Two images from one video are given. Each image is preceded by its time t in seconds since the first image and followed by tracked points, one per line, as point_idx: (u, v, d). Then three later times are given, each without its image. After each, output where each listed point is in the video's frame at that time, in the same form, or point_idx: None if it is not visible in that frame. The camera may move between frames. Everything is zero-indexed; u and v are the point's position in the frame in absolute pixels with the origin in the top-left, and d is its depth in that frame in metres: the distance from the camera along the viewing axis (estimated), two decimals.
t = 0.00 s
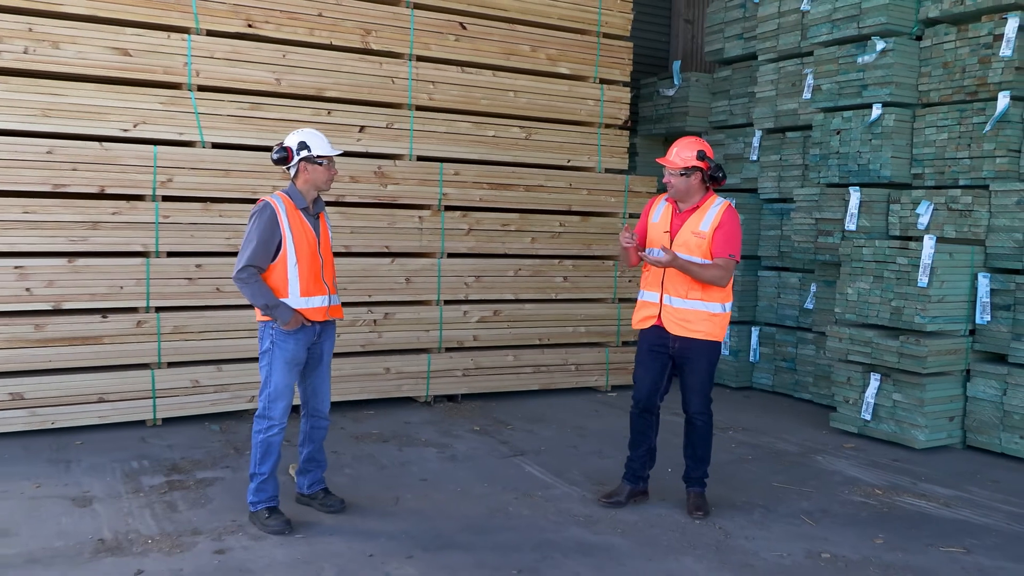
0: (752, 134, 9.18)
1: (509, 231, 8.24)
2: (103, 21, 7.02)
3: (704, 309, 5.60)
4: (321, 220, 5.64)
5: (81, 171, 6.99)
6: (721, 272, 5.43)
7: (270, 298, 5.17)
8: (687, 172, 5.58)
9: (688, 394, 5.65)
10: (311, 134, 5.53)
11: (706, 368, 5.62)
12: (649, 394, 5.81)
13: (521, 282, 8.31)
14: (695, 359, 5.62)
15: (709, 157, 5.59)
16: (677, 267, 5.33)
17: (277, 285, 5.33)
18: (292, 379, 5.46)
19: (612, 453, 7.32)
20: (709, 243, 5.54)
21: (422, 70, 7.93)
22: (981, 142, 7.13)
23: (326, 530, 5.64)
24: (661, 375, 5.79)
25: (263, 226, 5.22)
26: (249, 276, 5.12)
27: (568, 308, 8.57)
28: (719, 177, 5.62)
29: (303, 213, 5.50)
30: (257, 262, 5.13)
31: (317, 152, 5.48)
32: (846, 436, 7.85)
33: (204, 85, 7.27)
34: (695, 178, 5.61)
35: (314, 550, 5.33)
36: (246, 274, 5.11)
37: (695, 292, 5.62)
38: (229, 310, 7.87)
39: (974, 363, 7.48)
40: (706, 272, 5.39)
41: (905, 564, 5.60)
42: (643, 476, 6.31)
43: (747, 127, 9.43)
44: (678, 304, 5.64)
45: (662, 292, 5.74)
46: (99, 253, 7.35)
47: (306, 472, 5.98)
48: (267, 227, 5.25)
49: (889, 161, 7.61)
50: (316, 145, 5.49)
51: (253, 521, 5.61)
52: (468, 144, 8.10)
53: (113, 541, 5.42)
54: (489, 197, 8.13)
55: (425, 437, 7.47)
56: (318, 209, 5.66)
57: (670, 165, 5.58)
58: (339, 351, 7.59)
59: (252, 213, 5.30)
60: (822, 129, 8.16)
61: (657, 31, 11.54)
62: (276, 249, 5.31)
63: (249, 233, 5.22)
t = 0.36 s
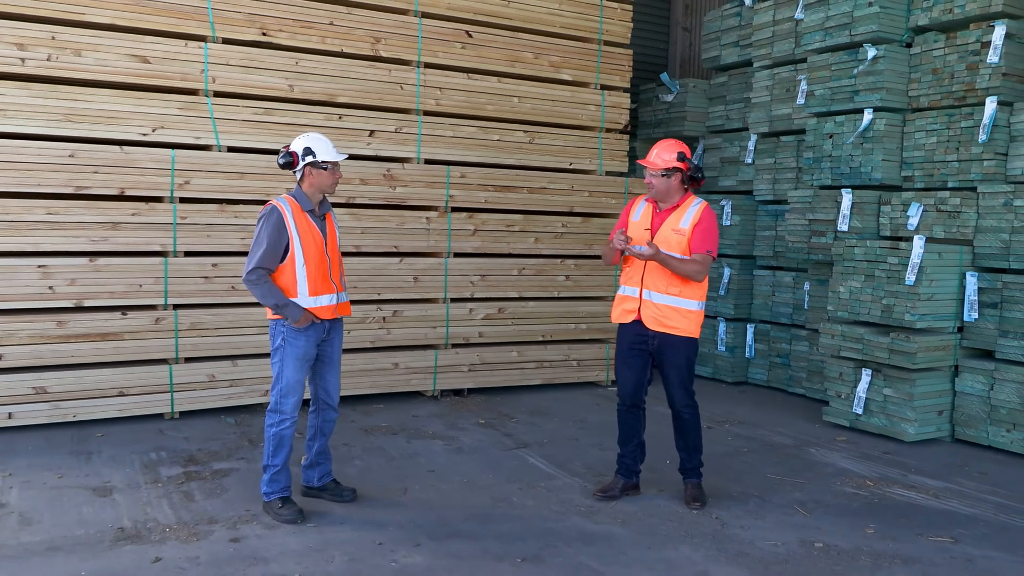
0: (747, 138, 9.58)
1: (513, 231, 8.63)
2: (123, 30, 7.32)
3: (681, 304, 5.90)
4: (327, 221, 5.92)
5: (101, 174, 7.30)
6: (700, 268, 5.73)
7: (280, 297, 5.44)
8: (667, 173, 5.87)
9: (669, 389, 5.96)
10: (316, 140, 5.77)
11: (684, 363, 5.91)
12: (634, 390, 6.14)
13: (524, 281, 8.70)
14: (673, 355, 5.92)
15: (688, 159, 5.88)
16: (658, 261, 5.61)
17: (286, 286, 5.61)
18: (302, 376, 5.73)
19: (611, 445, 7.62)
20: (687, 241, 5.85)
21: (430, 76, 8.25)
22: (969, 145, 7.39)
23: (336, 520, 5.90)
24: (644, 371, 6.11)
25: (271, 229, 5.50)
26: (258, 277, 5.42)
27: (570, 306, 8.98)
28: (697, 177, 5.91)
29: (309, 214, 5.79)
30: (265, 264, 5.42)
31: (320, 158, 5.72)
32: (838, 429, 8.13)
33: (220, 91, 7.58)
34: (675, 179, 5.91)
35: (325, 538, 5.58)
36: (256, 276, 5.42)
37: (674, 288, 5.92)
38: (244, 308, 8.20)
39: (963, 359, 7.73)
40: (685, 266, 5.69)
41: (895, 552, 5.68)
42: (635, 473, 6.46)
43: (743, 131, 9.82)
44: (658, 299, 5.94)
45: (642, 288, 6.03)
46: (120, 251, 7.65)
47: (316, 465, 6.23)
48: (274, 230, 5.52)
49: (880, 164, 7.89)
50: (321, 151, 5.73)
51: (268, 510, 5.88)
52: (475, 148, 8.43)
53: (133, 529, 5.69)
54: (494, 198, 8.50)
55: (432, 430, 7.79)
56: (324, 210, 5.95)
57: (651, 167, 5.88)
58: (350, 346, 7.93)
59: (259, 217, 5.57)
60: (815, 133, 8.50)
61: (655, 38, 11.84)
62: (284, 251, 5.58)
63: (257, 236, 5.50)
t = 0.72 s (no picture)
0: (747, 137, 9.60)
1: (513, 231, 8.67)
2: (125, 30, 7.34)
3: (672, 300, 5.93)
4: (325, 220, 5.93)
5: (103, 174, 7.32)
6: (688, 259, 5.79)
7: (280, 297, 5.47)
8: (644, 172, 5.88)
9: (663, 386, 5.99)
10: (312, 140, 5.75)
11: (678, 359, 5.96)
12: (629, 388, 6.15)
13: (524, 281, 8.75)
14: (668, 351, 5.96)
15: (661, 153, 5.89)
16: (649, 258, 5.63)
17: (287, 286, 5.63)
18: (304, 375, 5.75)
19: (611, 443, 7.64)
20: (671, 235, 5.88)
21: (430, 76, 8.28)
22: (968, 145, 7.41)
23: (337, 519, 5.92)
24: (638, 368, 6.13)
25: (269, 229, 5.51)
26: (258, 278, 5.44)
27: (570, 306, 9.03)
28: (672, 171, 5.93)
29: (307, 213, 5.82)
30: (264, 264, 5.44)
31: (316, 158, 5.72)
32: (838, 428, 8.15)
33: (221, 91, 7.60)
34: (652, 176, 5.92)
35: (326, 537, 5.60)
36: (256, 276, 5.44)
37: (664, 284, 5.93)
38: (245, 307, 8.23)
39: (962, 358, 7.74)
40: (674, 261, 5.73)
41: (895, 551, 5.70)
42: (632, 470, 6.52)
43: (742, 131, 9.85)
44: (649, 297, 5.95)
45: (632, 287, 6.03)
46: (121, 251, 7.66)
47: (317, 464, 6.25)
48: (272, 230, 5.54)
49: (880, 164, 7.91)
50: (317, 151, 5.73)
51: (269, 509, 5.90)
52: (475, 148, 8.47)
53: (134, 528, 5.71)
54: (494, 198, 8.56)
55: (432, 428, 7.81)
56: (323, 209, 5.97)
57: (626, 168, 5.88)
58: (350, 345, 7.97)
59: (257, 218, 5.59)
60: (814, 133, 8.52)
61: (654, 38, 11.86)
62: (283, 250, 5.59)
63: (254, 237, 5.52)
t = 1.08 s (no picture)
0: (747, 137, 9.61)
1: (513, 231, 8.68)
2: (125, 30, 7.34)
3: (678, 299, 5.92)
4: (325, 219, 5.93)
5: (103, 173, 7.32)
6: (691, 258, 5.79)
7: (279, 296, 5.47)
8: (646, 174, 5.86)
9: (668, 385, 5.98)
10: (311, 140, 5.75)
11: (683, 359, 5.93)
12: (633, 388, 6.17)
13: (524, 281, 8.76)
14: (673, 351, 5.93)
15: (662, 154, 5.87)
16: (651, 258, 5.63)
17: (285, 286, 5.64)
18: (303, 375, 5.74)
19: (611, 443, 7.64)
20: (675, 235, 5.88)
21: (430, 76, 8.29)
22: (967, 144, 7.41)
23: (337, 518, 5.92)
24: (643, 367, 6.12)
25: (267, 229, 5.51)
26: (256, 277, 5.44)
27: (569, 305, 9.03)
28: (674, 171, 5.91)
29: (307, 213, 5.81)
30: (262, 264, 5.44)
31: (315, 159, 5.71)
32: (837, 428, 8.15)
33: (221, 91, 7.60)
34: (655, 177, 5.90)
35: (326, 537, 5.60)
36: (254, 276, 5.44)
37: (670, 284, 5.92)
38: (245, 306, 8.23)
39: (962, 357, 7.73)
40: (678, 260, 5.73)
41: (895, 551, 5.70)
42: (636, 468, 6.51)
43: (742, 131, 9.85)
44: (655, 298, 5.94)
45: (638, 289, 6.02)
46: (120, 251, 7.66)
47: (316, 464, 6.24)
48: (270, 230, 5.54)
49: (879, 164, 7.92)
50: (317, 152, 5.73)
51: (269, 509, 5.89)
52: (475, 148, 8.47)
53: (133, 528, 5.70)
54: (494, 198, 8.56)
55: (432, 428, 7.80)
56: (322, 209, 5.97)
57: (627, 170, 5.85)
58: (350, 344, 7.97)
59: (255, 217, 5.59)
60: (814, 133, 8.52)
61: (654, 38, 11.87)
62: (281, 250, 5.59)
63: (253, 237, 5.51)
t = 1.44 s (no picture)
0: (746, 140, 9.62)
1: (512, 234, 8.69)
2: (124, 32, 7.34)
3: (685, 304, 5.92)
4: (325, 222, 5.92)
5: (102, 176, 7.32)
6: (700, 263, 5.79)
7: (278, 299, 5.46)
8: (656, 178, 5.87)
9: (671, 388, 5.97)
10: (311, 143, 5.74)
11: (687, 361, 5.92)
12: (636, 391, 6.15)
13: (524, 284, 8.76)
14: (676, 354, 5.93)
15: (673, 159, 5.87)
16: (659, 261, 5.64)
17: (284, 288, 5.62)
18: (303, 378, 5.74)
19: (610, 446, 7.64)
20: (684, 240, 5.88)
21: (430, 79, 8.30)
22: (967, 147, 7.42)
23: (337, 521, 5.91)
24: (646, 370, 6.11)
25: (266, 231, 5.51)
26: (256, 279, 5.45)
27: (569, 308, 9.04)
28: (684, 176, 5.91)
29: (307, 216, 5.80)
30: (261, 265, 5.44)
31: (315, 161, 5.71)
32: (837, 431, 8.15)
33: (221, 93, 7.61)
34: (664, 183, 5.91)
35: (325, 540, 5.59)
36: (252, 278, 5.44)
37: (678, 288, 5.92)
38: (245, 309, 8.23)
39: (962, 360, 7.73)
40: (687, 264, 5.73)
41: (895, 554, 5.69)
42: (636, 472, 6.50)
43: (742, 133, 9.86)
44: (662, 302, 5.94)
45: (644, 292, 6.02)
46: (120, 253, 7.66)
47: (316, 467, 6.23)
48: (269, 232, 5.54)
49: (878, 166, 7.92)
50: (316, 154, 5.72)
51: (268, 511, 5.89)
52: (475, 151, 8.48)
53: (132, 531, 5.70)
54: (494, 201, 8.57)
55: (432, 431, 7.80)
56: (322, 211, 5.96)
57: (638, 174, 5.86)
58: (350, 347, 7.98)
59: (255, 219, 5.59)
60: (813, 135, 8.52)
61: (654, 41, 11.88)
62: (280, 252, 5.59)
63: (252, 239, 5.52)
